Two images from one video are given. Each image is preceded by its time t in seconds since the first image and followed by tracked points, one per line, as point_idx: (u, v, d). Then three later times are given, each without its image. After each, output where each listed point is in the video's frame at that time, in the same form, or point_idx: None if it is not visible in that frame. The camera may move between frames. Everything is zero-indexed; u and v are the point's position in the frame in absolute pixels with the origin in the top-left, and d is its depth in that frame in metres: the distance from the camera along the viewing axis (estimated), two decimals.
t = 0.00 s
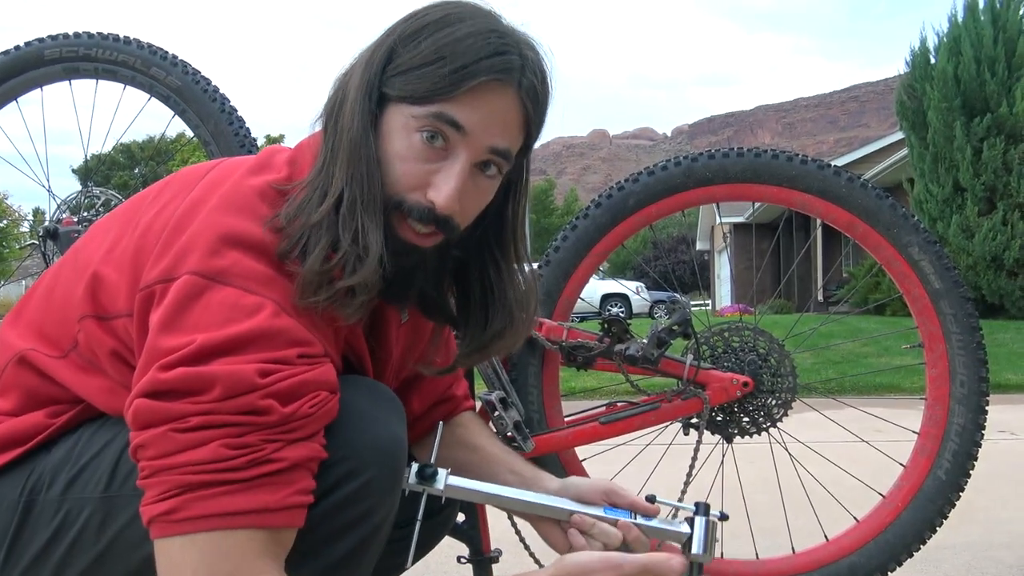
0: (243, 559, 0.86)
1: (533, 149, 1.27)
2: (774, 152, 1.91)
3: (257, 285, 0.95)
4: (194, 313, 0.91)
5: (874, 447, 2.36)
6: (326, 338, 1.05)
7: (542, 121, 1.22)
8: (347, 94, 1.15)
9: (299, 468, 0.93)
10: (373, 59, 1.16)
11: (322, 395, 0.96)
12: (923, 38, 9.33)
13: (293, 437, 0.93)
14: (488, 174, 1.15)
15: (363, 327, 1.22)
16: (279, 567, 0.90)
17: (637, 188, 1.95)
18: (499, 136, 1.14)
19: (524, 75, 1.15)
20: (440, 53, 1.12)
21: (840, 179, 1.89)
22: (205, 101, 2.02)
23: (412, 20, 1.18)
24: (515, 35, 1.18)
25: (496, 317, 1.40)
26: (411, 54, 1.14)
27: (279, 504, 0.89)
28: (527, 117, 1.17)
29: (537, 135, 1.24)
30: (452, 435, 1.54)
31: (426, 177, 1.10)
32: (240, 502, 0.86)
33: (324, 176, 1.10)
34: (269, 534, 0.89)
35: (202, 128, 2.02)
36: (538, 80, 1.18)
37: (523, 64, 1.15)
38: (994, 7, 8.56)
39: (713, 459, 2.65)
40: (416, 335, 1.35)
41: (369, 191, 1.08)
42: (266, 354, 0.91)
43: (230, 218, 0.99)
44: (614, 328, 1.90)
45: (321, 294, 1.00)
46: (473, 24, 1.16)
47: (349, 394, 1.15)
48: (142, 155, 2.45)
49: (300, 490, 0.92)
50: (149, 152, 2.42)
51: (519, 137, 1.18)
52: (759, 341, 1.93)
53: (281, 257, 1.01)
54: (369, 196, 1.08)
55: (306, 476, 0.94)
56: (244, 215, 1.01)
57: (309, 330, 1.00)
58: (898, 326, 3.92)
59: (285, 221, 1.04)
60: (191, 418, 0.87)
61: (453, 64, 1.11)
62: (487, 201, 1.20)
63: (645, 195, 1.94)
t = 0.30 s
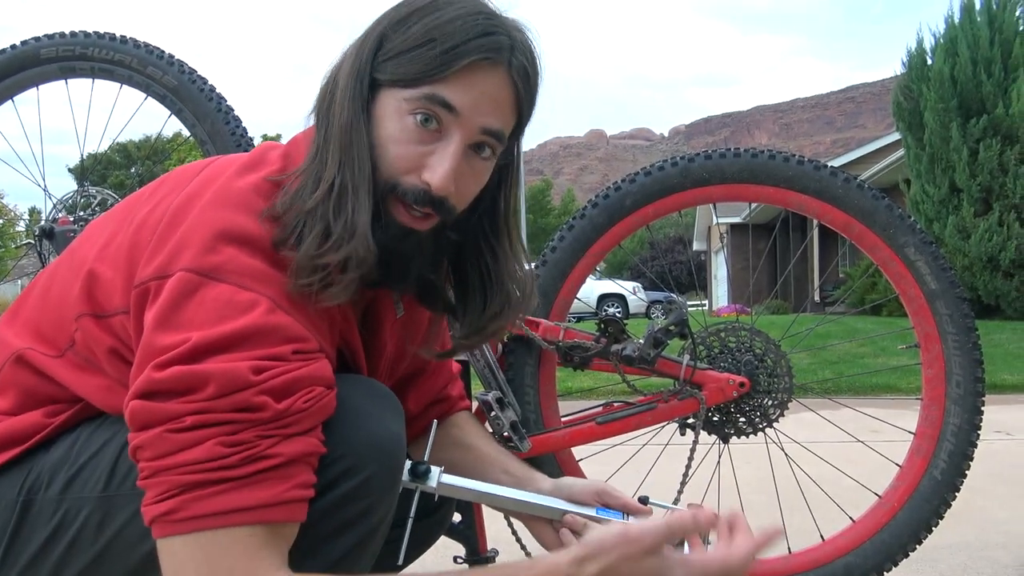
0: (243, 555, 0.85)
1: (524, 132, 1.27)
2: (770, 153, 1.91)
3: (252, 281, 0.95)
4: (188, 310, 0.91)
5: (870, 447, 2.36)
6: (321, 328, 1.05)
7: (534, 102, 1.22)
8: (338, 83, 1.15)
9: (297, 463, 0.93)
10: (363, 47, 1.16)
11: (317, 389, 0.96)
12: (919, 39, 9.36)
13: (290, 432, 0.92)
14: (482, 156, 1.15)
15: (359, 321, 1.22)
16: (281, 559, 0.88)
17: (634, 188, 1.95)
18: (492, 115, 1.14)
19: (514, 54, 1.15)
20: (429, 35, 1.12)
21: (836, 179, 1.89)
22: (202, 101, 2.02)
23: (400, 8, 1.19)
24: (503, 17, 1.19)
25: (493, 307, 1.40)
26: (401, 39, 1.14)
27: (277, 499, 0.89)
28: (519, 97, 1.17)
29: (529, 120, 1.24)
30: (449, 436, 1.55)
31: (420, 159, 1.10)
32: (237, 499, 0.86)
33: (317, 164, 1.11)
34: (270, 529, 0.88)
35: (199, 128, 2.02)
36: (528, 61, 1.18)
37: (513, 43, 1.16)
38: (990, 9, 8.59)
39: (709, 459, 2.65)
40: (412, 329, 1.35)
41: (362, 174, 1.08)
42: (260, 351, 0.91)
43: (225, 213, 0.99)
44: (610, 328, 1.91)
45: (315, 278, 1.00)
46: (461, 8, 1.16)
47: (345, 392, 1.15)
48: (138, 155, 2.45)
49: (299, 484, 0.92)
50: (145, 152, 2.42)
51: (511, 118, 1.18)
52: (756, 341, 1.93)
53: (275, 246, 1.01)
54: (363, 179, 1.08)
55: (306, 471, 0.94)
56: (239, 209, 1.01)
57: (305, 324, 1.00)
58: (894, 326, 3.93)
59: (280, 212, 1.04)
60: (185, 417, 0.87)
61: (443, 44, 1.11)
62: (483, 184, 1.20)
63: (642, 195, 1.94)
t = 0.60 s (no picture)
0: (232, 558, 0.86)
1: (524, 141, 1.27)
2: (767, 154, 1.91)
3: (250, 285, 0.95)
4: (185, 312, 0.91)
5: (867, 447, 2.36)
6: (319, 332, 1.04)
7: (534, 112, 1.22)
8: (339, 89, 1.16)
9: (289, 466, 0.93)
10: (364, 54, 1.17)
11: (310, 394, 0.96)
12: (916, 39, 9.38)
13: (282, 435, 0.92)
14: (482, 164, 1.15)
15: (357, 323, 1.22)
16: (270, 563, 0.89)
17: (631, 189, 1.95)
18: (492, 125, 1.14)
19: (515, 64, 1.15)
20: (431, 44, 1.13)
21: (832, 180, 1.90)
22: (199, 101, 2.01)
23: (403, 16, 1.19)
24: (504, 27, 1.19)
25: (491, 313, 1.40)
26: (402, 47, 1.15)
27: (267, 503, 0.89)
28: (520, 107, 1.17)
29: (530, 129, 1.24)
30: (447, 437, 1.55)
31: (419, 167, 1.10)
32: (228, 503, 0.86)
33: (317, 169, 1.10)
34: (259, 532, 0.89)
35: (196, 128, 2.01)
36: (529, 71, 1.18)
37: (514, 54, 1.16)
38: (986, 9, 8.61)
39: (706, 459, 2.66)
40: (411, 332, 1.35)
41: (361, 181, 1.09)
42: (254, 354, 0.91)
43: (225, 216, 0.99)
44: (607, 329, 1.91)
45: (312, 282, 1.00)
46: (463, 17, 1.17)
47: (342, 393, 1.15)
48: (135, 155, 2.45)
49: (290, 488, 0.92)
50: (142, 153, 2.42)
51: (511, 127, 1.18)
52: (753, 342, 1.94)
53: (275, 250, 1.01)
54: (362, 186, 1.08)
55: (298, 475, 0.94)
56: (238, 212, 1.01)
57: (303, 328, 1.00)
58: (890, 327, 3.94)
59: (279, 216, 1.04)
60: (177, 419, 0.87)
61: (445, 54, 1.11)
62: (482, 192, 1.20)
63: (639, 196, 1.94)
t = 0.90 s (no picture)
0: (221, 555, 0.86)
1: (517, 143, 1.27)
2: (758, 153, 1.92)
3: (242, 284, 0.95)
4: (177, 310, 0.91)
5: (858, 446, 2.37)
6: (311, 333, 1.04)
7: (529, 114, 1.23)
8: (335, 90, 1.15)
9: (279, 464, 0.93)
10: (360, 56, 1.16)
11: (301, 391, 0.96)
12: (907, 40, 9.42)
13: (273, 432, 0.92)
14: (476, 166, 1.16)
15: (350, 324, 1.22)
16: (261, 560, 0.89)
17: (623, 188, 1.95)
18: (487, 127, 1.14)
19: (511, 68, 1.16)
20: (427, 46, 1.12)
21: (824, 179, 1.90)
22: (190, 100, 2.01)
23: (399, 17, 1.18)
24: (499, 30, 1.19)
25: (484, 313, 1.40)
26: (398, 49, 1.14)
27: (258, 499, 0.89)
28: (515, 110, 1.18)
29: (523, 131, 1.25)
30: (439, 436, 1.55)
31: (415, 169, 1.10)
32: (218, 499, 0.86)
33: (312, 170, 1.10)
34: (249, 529, 0.88)
35: (187, 127, 2.01)
36: (524, 74, 1.19)
37: (509, 57, 1.16)
38: (977, 10, 8.65)
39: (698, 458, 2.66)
40: (403, 332, 1.35)
41: (357, 183, 1.08)
42: (245, 351, 0.91)
43: (217, 215, 0.99)
44: (599, 328, 1.92)
45: (306, 283, 1.00)
46: (459, 19, 1.16)
47: (333, 391, 1.15)
48: (126, 154, 2.44)
49: (280, 485, 0.92)
50: (134, 152, 2.41)
51: (506, 129, 1.18)
52: (744, 340, 1.94)
53: (268, 251, 1.01)
54: (358, 188, 1.08)
55: (288, 472, 0.94)
56: (231, 211, 1.01)
57: (296, 328, 1.00)
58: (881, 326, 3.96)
59: (273, 216, 1.04)
60: (168, 416, 0.87)
61: (442, 57, 1.11)
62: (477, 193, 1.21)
63: (630, 195, 1.95)
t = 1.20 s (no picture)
0: (202, 551, 0.85)
1: (504, 139, 1.27)
2: (744, 150, 1.92)
3: (227, 279, 0.94)
4: (160, 304, 0.90)
5: (844, 441, 2.38)
6: (295, 327, 1.04)
7: (515, 109, 1.22)
8: (320, 84, 1.15)
9: (262, 459, 0.93)
10: (345, 50, 1.16)
11: (285, 387, 0.95)
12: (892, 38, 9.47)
13: (255, 428, 0.92)
14: (462, 160, 1.15)
15: (336, 319, 1.22)
16: (243, 557, 0.89)
17: (609, 183, 1.95)
18: (472, 121, 1.14)
19: (496, 62, 1.15)
20: (412, 40, 1.12)
21: (809, 175, 1.91)
22: (175, 95, 2.00)
23: (385, 12, 1.18)
24: (485, 25, 1.18)
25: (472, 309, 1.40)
26: (383, 43, 1.14)
27: (240, 495, 0.88)
28: (500, 104, 1.17)
29: (509, 126, 1.24)
30: (428, 433, 1.55)
31: (399, 162, 1.10)
32: (199, 494, 0.85)
33: (296, 164, 1.10)
34: (231, 525, 0.88)
35: (172, 122, 2.00)
36: (510, 68, 1.18)
37: (495, 51, 1.16)
38: (961, 8, 8.71)
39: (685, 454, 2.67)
40: (391, 328, 1.35)
41: (341, 176, 1.08)
42: (228, 346, 0.90)
43: (201, 209, 0.98)
44: (586, 324, 1.91)
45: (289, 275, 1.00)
46: (445, 14, 1.16)
47: (318, 386, 1.15)
48: (110, 150, 2.42)
49: (263, 480, 0.91)
50: (118, 148, 2.39)
51: (492, 124, 1.18)
52: (731, 335, 1.95)
53: (252, 244, 1.00)
54: (342, 181, 1.08)
55: (271, 468, 0.93)
56: (215, 205, 1.00)
57: (279, 321, 0.99)
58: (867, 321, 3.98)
59: (257, 210, 1.03)
60: (149, 410, 0.86)
61: (426, 50, 1.11)
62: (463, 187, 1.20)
63: (617, 191, 1.95)
